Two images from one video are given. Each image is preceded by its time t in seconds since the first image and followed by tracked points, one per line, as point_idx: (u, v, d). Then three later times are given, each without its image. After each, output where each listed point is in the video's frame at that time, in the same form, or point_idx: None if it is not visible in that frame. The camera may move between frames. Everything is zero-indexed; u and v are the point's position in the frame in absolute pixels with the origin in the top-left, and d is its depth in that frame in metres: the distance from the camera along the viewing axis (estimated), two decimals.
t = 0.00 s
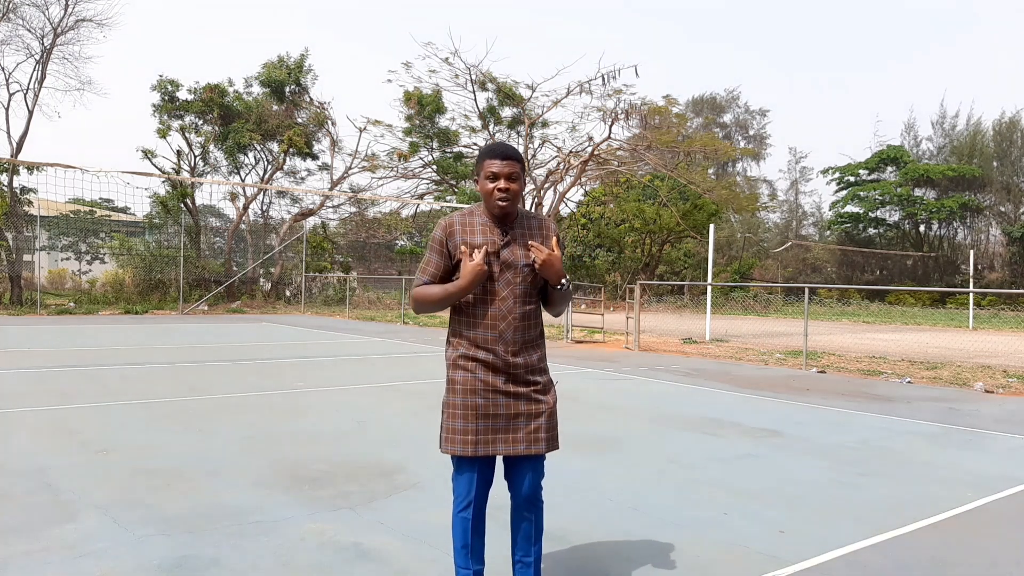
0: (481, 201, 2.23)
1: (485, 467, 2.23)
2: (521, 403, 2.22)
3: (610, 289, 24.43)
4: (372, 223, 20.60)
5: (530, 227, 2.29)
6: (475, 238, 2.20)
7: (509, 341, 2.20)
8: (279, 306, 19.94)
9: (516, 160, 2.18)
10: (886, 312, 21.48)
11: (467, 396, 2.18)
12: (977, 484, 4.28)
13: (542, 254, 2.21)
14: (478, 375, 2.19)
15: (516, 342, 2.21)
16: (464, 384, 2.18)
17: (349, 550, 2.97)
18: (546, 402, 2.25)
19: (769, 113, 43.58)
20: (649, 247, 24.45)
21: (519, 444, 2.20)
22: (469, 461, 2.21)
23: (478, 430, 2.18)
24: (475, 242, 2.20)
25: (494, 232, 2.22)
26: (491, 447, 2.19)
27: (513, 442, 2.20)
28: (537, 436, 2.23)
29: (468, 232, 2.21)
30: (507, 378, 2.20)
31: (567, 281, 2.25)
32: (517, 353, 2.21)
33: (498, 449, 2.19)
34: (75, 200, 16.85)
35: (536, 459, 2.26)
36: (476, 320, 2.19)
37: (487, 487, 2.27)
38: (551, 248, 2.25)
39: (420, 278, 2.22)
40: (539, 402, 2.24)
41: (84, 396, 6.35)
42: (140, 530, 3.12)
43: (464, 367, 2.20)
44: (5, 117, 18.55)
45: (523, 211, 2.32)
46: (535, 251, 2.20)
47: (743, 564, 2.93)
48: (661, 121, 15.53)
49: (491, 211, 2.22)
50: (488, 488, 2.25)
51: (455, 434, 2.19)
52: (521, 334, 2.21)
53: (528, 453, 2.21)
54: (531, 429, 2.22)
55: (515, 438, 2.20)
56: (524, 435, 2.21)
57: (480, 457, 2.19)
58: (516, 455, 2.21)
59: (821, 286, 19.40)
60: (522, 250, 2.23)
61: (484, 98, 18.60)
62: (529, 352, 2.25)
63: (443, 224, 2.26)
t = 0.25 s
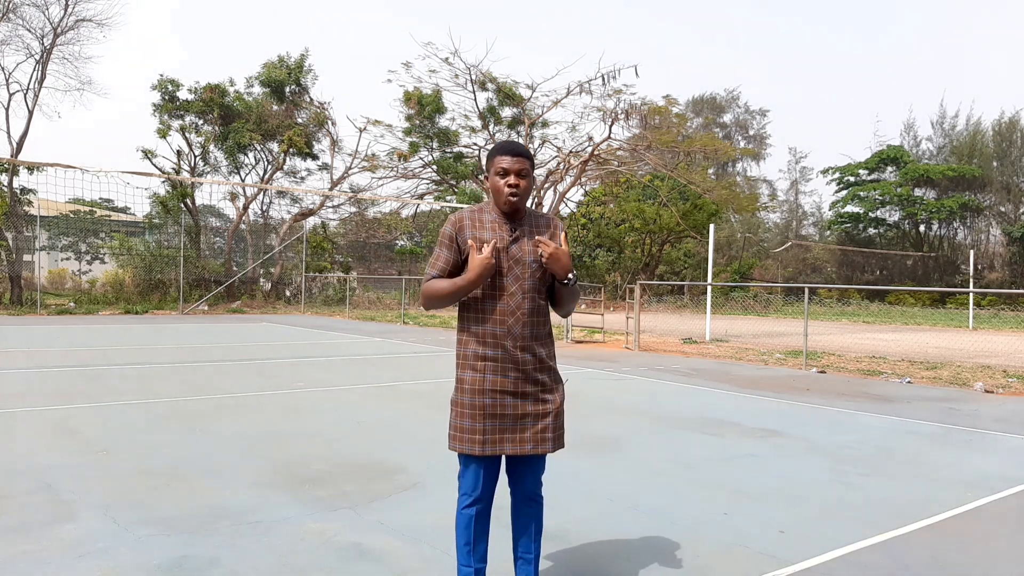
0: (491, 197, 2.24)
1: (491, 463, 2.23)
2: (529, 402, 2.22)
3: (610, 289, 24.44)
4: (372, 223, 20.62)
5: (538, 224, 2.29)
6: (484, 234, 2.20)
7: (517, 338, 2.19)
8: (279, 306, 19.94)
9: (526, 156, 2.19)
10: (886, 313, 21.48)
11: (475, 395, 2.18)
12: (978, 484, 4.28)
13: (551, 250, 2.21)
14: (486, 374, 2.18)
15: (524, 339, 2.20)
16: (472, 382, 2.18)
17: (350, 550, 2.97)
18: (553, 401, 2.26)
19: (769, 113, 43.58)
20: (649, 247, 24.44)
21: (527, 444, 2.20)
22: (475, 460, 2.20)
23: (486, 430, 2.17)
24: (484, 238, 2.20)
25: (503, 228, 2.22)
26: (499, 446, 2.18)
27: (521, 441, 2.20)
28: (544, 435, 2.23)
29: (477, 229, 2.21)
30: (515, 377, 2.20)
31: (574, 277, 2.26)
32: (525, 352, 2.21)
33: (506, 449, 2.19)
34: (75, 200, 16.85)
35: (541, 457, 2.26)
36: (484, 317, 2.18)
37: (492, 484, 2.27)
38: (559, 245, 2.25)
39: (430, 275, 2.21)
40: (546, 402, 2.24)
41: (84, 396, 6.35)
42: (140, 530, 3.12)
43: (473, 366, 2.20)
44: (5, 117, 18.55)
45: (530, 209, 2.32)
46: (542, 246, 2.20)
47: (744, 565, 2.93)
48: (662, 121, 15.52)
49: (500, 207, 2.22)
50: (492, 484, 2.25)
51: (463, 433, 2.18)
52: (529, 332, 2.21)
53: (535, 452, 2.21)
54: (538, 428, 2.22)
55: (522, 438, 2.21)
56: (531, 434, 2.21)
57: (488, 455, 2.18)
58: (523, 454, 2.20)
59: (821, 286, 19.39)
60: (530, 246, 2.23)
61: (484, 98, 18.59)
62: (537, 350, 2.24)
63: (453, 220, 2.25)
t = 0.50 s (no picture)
0: (498, 198, 2.24)
1: (496, 463, 2.23)
2: (535, 402, 2.22)
3: (610, 289, 24.45)
4: (372, 223, 20.63)
5: (545, 227, 2.30)
6: (492, 235, 2.20)
7: (524, 338, 2.19)
8: (279, 306, 19.94)
9: (534, 157, 2.19)
10: (886, 312, 21.48)
11: (481, 394, 2.18)
12: (977, 484, 4.28)
13: (558, 252, 2.21)
14: (493, 373, 2.18)
15: (531, 339, 2.21)
16: (479, 381, 2.18)
17: (349, 550, 2.97)
18: (559, 401, 2.26)
19: (769, 113, 43.58)
20: (649, 247, 24.43)
21: (533, 443, 2.20)
22: (481, 459, 2.20)
23: (492, 429, 2.17)
24: (492, 239, 2.20)
25: (511, 229, 2.22)
26: (504, 445, 2.18)
27: (527, 440, 2.20)
28: (550, 435, 2.23)
29: (485, 229, 2.21)
30: (521, 376, 2.20)
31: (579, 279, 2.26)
32: (532, 351, 2.21)
33: (512, 448, 2.19)
34: (75, 200, 16.85)
35: (546, 457, 2.26)
36: (491, 317, 2.18)
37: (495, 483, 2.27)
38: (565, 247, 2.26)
39: (438, 275, 2.20)
40: (552, 401, 2.24)
41: (84, 396, 6.35)
42: (141, 530, 3.12)
43: (480, 365, 2.20)
44: (5, 117, 18.55)
45: (537, 211, 2.33)
46: (548, 249, 2.20)
47: (744, 564, 2.93)
48: (661, 121, 15.52)
49: (508, 208, 2.23)
50: (496, 484, 2.25)
51: (469, 431, 2.18)
52: (536, 332, 2.22)
53: (541, 451, 2.22)
54: (544, 427, 2.22)
55: (528, 437, 2.21)
56: (537, 434, 2.21)
57: (493, 454, 2.18)
58: (529, 453, 2.21)
59: (821, 286, 19.39)
60: (537, 247, 2.23)
61: (485, 98, 18.58)
62: (543, 350, 2.24)
63: (460, 220, 2.25)
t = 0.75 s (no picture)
0: (506, 200, 2.23)
1: (503, 462, 2.23)
2: (545, 401, 2.22)
3: (610, 289, 24.45)
4: (372, 223, 20.62)
5: (553, 228, 2.30)
6: (500, 237, 2.20)
7: (534, 339, 2.19)
8: (279, 306, 19.93)
9: (542, 159, 2.19)
10: (886, 312, 21.47)
11: (492, 393, 2.17)
12: (977, 484, 4.28)
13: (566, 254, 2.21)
14: (503, 373, 2.18)
15: (540, 339, 2.21)
16: (489, 381, 2.18)
17: (349, 550, 2.97)
18: (568, 400, 2.26)
19: (769, 113, 43.57)
20: (649, 247, 24.42)
21: (542, 442, 2.21)
22: (489, 458, 2.20)
23: (502, 427, 2.17)
24: (500, 241, 2.19)
25: (519, 231, 2.22)
26: (513, 444, 2.18)
27: (536, 440, 2.20)
28: (559, 434, 2.23)
29: (493, 231, 2.21)
30: (531, 376, 2.20)
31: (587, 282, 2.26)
32: (542, 351, 2.21)
33: (521, 447, 2.19)
34: (75, 200, 16.85)
35: (552, 456, 2.26)
36: (501, 318, 2.18)
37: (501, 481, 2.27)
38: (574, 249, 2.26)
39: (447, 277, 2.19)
40: (561, 400, 2.24)
41: (84, 396, 6.36)
42: (140, 530, 3.12)
43: (490, 365, 2.19)
44: (5, 117, 18.54)
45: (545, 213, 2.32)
46: (556, 251, 2.20)
47: (744, 564, 2.93)
48: (662, 121, 15.51)
49: (516, 210, 2.22)
50: (502, 483, 2.25)
51: (479, 431, 2.18)
52: (546, 332, 2.22)
53: (550, 450, 2.22)
54: (553, 426, 2.23)
55: (537, 436, 2.21)
56: (546, 432, 2.22)
57: (502, 453, 2.18)
58: (538, 452, 2.21)
59: (821, 286, 19.39)
60: (545, 250, 2.23)
61: (485, 98, 18.57)
62: (553, 350, 2.25)
63: (469, 222, 2.24)
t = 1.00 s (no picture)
0: (511, 202, 2.24)
1: (508, 461, 2.22)
2: (550, 401, 2.22)
3: (610, 289, 24.47)
4: (372, 223, 20.61)
5: (557, 228, 2.30)
6: (505, 238, 2.20)
7: (539, 339, 2.19)
8: (279, 306, 19.93)
9: (547, 160, 2.18)
10: (886, 312, 21.48)
11: (496, 393, 2.17)
12: (977, 484, 4.27)
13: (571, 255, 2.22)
14: (508, 373, 2.18)
15: (546, 339, 2.21)
16: (495, 381, 2.18)
17: (349, 550, 2.97)
18: (572, 400, 2.27)
19: (769, 113, 43.58)
20: (650, 247, 24.42)
21: (547, 441, 2.21)
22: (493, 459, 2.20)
23: (507, 427, 2.17)
24: (506, 242, 2.19)
25: (524, 232, 2.21)
26: (519, 444, 2.18)
27: (540, 439, 2.20)
28: (564, 433, 2.24)
29: (499, 232, 2.20)
30: (537, 376, 2.20)
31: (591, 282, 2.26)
32: (548, 351, 2.21)
33: (526, 446, 2.19)
34: (76, 200, 16.85)
35: (556, 456, 2.27)
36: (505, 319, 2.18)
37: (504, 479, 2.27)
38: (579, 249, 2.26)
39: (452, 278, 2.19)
40: (565, 400, 2.25)
41: (84, 396, 6.35)
42: (140, 530, 3.12)
43: (495, 364, 2.19)
44: (5, 117, 18.53)
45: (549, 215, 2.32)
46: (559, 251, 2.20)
47: (744, 564, 2.93)
48: (662, 121, 15.51)
49: (521, 211, 2.22)
50: (505, 483, 2.24)
51: (483, 430, 2.18)
52: (551, 333, 2.22)
53: (554, 450, 2.23)
54: (558, 425, 2.23)
55: (542, 436, 2.21)
56: (551, 432, 2.22)
57: (508, 452, 2.18)
58: (543, 451, 2.21)
59: (821, 286, 19.38)
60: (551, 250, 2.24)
61: (485, 98, 18.57)
62: (558, 350, 2.25)
63: (473, 224, 2.24)
